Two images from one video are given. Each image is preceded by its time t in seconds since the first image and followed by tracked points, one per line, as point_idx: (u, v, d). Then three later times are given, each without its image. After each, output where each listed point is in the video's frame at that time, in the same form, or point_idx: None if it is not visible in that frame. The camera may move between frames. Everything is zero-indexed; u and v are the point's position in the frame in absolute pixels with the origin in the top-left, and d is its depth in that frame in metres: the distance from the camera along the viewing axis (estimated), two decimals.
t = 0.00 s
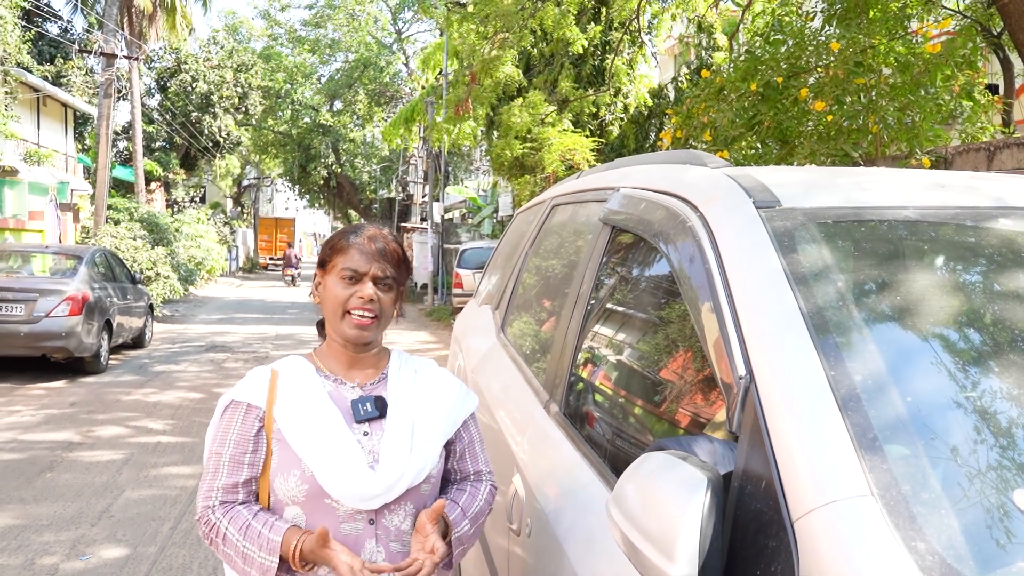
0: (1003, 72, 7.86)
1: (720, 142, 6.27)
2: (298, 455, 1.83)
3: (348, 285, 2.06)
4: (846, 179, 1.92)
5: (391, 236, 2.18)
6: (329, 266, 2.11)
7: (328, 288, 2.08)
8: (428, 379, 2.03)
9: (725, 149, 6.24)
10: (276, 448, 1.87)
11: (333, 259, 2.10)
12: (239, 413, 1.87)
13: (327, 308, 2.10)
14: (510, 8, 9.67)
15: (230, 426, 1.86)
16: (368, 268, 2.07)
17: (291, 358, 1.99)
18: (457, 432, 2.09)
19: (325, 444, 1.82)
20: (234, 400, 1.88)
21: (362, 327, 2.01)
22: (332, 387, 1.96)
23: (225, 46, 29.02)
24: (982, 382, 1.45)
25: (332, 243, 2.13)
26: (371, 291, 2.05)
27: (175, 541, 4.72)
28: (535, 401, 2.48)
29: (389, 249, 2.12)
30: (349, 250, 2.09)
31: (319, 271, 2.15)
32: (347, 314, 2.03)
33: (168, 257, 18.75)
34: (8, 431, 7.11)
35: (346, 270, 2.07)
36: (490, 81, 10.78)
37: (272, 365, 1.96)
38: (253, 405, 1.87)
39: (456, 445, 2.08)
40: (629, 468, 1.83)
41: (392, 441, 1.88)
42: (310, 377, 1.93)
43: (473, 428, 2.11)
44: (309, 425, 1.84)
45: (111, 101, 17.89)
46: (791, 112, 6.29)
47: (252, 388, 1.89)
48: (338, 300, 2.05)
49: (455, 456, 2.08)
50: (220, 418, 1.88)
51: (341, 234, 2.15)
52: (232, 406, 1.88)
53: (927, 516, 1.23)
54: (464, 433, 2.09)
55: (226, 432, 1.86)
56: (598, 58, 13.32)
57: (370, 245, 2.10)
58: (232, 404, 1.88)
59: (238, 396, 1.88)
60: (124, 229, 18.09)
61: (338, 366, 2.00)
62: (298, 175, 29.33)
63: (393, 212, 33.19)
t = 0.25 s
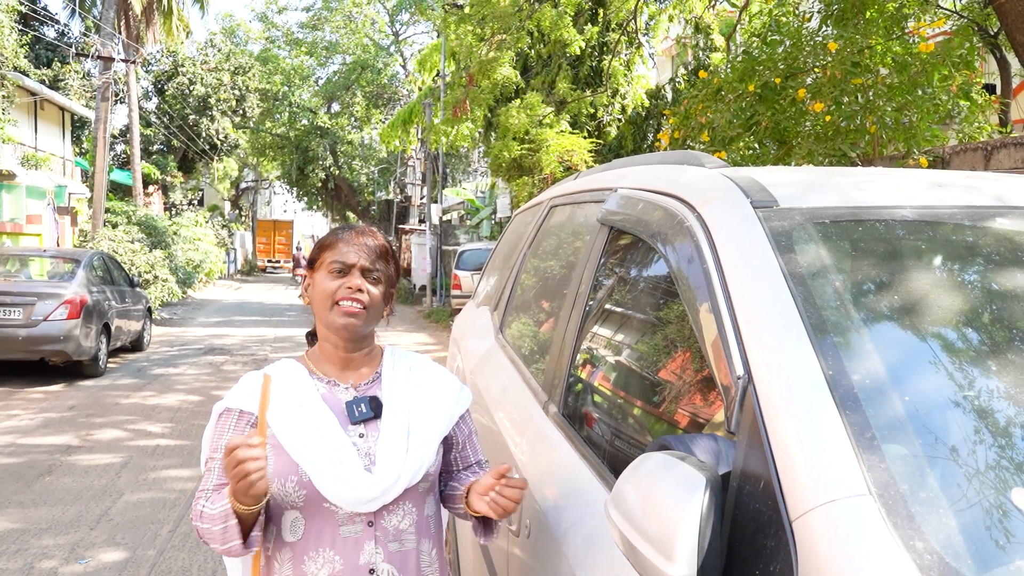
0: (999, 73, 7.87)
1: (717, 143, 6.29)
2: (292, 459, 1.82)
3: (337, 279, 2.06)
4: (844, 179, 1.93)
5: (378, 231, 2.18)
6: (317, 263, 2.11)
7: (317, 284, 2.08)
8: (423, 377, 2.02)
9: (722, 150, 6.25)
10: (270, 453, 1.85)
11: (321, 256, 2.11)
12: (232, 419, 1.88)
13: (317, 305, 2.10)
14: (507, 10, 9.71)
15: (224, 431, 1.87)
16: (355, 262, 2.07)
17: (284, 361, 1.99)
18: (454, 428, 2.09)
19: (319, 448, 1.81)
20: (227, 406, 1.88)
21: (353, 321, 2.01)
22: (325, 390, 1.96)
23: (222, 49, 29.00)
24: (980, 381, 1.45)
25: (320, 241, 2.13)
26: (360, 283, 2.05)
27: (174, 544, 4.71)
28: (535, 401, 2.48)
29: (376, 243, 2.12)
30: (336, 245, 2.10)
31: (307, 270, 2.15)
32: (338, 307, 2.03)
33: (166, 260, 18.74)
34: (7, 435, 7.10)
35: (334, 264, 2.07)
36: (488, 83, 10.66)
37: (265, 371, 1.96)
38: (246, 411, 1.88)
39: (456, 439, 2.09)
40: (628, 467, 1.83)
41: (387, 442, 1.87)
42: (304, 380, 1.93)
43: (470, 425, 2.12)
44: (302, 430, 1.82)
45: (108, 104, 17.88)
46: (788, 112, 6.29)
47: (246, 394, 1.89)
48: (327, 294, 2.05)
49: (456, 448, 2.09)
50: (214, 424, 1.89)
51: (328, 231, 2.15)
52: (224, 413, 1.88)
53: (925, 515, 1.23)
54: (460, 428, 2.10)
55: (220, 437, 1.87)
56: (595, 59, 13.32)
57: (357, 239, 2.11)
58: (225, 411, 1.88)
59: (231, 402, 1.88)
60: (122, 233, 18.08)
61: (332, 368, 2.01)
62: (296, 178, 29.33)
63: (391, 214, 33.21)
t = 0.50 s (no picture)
0: (1000, 73, 7.86)
1: (717, 142, 6.29)
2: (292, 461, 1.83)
3: (338, 281, 2.06)
4: (844, 178, 1.92)
5: (379, 232, 2.17)
6: (317, 265, 2.11)
7: (318, 286, 2.08)
8: (424, 375, 2.02)
9: (723, 149, 6.25)
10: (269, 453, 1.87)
11: (322, 257, 2.10)
12: (233, 417, 1.86)
13: (318, 307, 2.09)
14: (508, 9, 9.69)
15: (225, 430, 1.86)
16: (357, 264, 2.07)
17: (285, 361, 1.99)
18: (456, 428, 2.07)
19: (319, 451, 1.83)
20: (228, 404, 1.87)
21: (356, 324, 2.01)
22: (326, 392, 1.97)
23: (222, 48, 28.99)
24: (979, 380, 1.45)
25: (320, 242, 2.13)
26: (363, 286, 2.05)
27: (174, 543, 4.72)
28: (535, 401, 2.48)
29: (377, 244, 2.12)
30: (337, 247, 2.09)
31: (307, 271, 2.15)
32: (340, 311, 2.03)
33: (166, 260, 18.75)
34: (7, 434, 7.10)
35: (335, 266, 2.07)
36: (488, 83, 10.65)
37: (266, 370, 1.96)
38: (248, 410, 1.87)
39: (456, 440, 2.06)
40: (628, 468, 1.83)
41: (386, 446, 1.87)
42: (304, 382, 1.93)
43: (474, 424, 2.09)
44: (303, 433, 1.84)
45: (108, 104, 17.87)
46: (788, 112, 6.29)
47: (247, 393, 1.89)
48: (329, 297, 2.05)
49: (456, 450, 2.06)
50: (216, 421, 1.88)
51: (328, 232, 2.14)
52: (224, 411, 1.87)
53: (925, 515, 1.23)
54: (462, 430, 2.07)
55: (222, 436, 1.86)
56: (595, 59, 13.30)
57: (358, 241, 2.10)
58: (225, 410, 1.87)
59: (232, 402, 1.87)
60: (122, 232, 18.08)
61: (333, 370, 2.01)
62: (296, 177, 29.32)
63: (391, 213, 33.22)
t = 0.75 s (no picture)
0: (1001, 72, 7.85)
1: (718, 141, 6.29)
2: (297, 461, 1.84)
3: (340, 283, 2.06)
4: (844, 178, 1.92)
5: (378, 232, 2.17)
6: (318, 269, 2.11)
7: (320, 291, 2.08)
8: (429, 377, 2.02)
9: (723, 149, 6.25)
10: (277, 452, 1.88)
11: (321, 261, 2.10)
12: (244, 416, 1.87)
13: (323, 311, 2.09)
14: (508, 8, 9.72)
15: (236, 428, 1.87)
16: (357, 265, 2.07)
17: (293, 359, 1.99)
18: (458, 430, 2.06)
19: (323, 450, 1.83)
20: (238, 403, 1.88)
21: (361, 325, 2.02)
22: (333, 390, 1.96)
23: (222, 47, 28.98)
24: (980, 380, 1.45)
25: (319, 245, 2.13)
26: (364, 287, 2.05)
27: (174, 542, 4.71)
28: (535, 400, 2.48)
29: (376, 244, 2.12)
30: (335, 249, 2.09)
31: (308, 276, 2.15)
32: (344, 312, 2.03)
33: (166, 259, 18.74)
34: (7, 433, 7.10)
35: (335, 269, 2.07)
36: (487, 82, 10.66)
37: (273, 366, 1.97)
38: (258, 407, 1.88)
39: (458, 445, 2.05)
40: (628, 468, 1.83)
41: (390, 448, 1.87)
42: (310, 381, 1.93)
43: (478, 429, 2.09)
44: (309, 434, 1.84)
45: (108, 103, 17.86)
46: (788, 111, 6.29)
47: (257, 391, 1.90)
48: (332, 300, 2.05)
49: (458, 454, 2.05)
50: (228, 420, 1.89)
51: (326, 234, 2.14)
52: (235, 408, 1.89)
53: (925, 514, 1.23)
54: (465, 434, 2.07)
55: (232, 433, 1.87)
56: (595, 58, 13.28)
57: (356, 242, 2.10)
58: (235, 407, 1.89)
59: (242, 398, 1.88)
60: (122, 231, 18.08)
61: (340, 370, 2.00)
62: (296, 177, 29.31)
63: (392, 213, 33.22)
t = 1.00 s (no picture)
0: (1003, 71, 7.84)
1: (719, 141, 6.29)
2: (304, 458, 1.83)
3: (335, 283, 2.06)
4: (846, 177, 1.92)
5: (369, 228, 2.17)
6: (314, 273, 2.12)
7: (319, 294, 2.09)
8: (436, 377, 2.02)
9: (724, 148, 6.25)
10: (286, 449, 1.87)
11: (315, 267, 2.11)
12: (253, 412, 1.87)
13: (327, 314, 2.10)
14: (509, 7, 9.76)
15: (246, 424, 1.87)
16: (348, 261, 2.06)
17: (301, 360, 2.00)
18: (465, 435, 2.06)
19: (331, 450, 1.83)
20: (248, 398, 1.88)
21: (362, 320, 2.02)
22: (342, 390, 1.96)
23: (223, 46, 28.99)
24: (982, 379, 1.45)
25: (310, 251, 2.13)
26: (357, 282, 2.05)
27: (175, 541, 4.72)
28: (535, 399, 2.48)
29: (365, 239, 2.11)
30: (326, 251, 2.09)
31: (308, 283, 2.16)
32: (343, 310, 2.03)
33: (167, 258, 18.74)
34: (8, 432, 7.10)
35: (328, 270, 2.07)
36: (488, 81, 10.67)
37: (283, 363, 1.98)
38: (268, 404, 1.88)
39: (466, 448, 2.05)
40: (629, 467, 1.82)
41: (398, 448, 1.87)
42: (319, 379, 1.94)
43: (483, 431, 2.09)
44: (318, 432, 1.84)
45: (109, 102, 17.85)
46: (790, 111, 6.30)
47: (266, 387, 1.90)
48: (331, 301, 2.05)
49: (464, 458, 2.04)
50: (237, 415, 1.89)
51: (316, 238, 2.15)
52: (246, 403, 1.89)
53: (927, 514, 1.23)
54: (472, 437, 2.06)
55: (243, 429, 1.87)
56: (596, 57, 13.27)
57: (343, 240, 2.09)
58: (246, 402, 1.89)
59: (252, 394, 1.88)
60: (123, 231, 18.08)
61: (349, 370, 2.00)
62: (297, 176, 29.31)
63: (393, 212, 33.25)
